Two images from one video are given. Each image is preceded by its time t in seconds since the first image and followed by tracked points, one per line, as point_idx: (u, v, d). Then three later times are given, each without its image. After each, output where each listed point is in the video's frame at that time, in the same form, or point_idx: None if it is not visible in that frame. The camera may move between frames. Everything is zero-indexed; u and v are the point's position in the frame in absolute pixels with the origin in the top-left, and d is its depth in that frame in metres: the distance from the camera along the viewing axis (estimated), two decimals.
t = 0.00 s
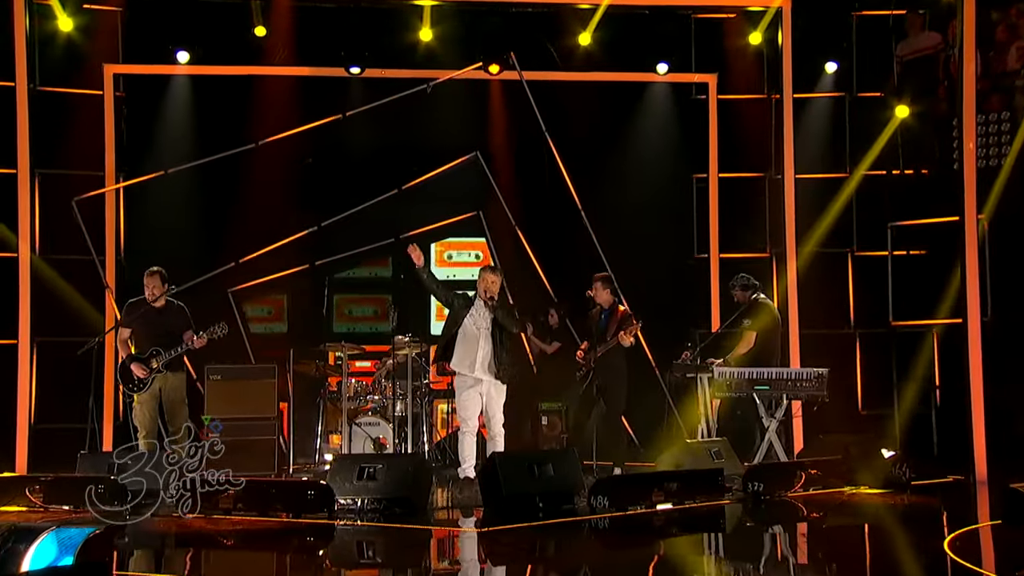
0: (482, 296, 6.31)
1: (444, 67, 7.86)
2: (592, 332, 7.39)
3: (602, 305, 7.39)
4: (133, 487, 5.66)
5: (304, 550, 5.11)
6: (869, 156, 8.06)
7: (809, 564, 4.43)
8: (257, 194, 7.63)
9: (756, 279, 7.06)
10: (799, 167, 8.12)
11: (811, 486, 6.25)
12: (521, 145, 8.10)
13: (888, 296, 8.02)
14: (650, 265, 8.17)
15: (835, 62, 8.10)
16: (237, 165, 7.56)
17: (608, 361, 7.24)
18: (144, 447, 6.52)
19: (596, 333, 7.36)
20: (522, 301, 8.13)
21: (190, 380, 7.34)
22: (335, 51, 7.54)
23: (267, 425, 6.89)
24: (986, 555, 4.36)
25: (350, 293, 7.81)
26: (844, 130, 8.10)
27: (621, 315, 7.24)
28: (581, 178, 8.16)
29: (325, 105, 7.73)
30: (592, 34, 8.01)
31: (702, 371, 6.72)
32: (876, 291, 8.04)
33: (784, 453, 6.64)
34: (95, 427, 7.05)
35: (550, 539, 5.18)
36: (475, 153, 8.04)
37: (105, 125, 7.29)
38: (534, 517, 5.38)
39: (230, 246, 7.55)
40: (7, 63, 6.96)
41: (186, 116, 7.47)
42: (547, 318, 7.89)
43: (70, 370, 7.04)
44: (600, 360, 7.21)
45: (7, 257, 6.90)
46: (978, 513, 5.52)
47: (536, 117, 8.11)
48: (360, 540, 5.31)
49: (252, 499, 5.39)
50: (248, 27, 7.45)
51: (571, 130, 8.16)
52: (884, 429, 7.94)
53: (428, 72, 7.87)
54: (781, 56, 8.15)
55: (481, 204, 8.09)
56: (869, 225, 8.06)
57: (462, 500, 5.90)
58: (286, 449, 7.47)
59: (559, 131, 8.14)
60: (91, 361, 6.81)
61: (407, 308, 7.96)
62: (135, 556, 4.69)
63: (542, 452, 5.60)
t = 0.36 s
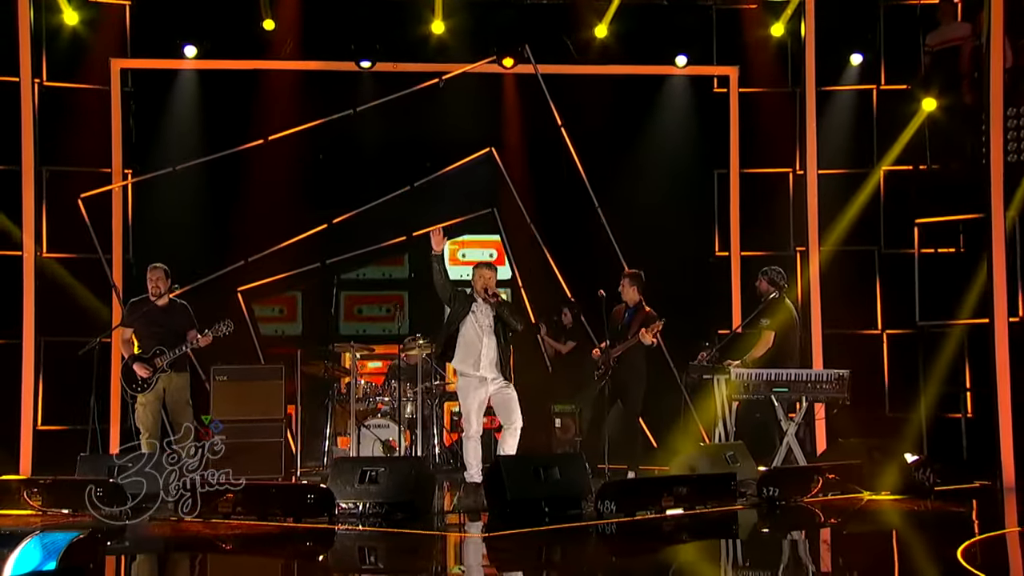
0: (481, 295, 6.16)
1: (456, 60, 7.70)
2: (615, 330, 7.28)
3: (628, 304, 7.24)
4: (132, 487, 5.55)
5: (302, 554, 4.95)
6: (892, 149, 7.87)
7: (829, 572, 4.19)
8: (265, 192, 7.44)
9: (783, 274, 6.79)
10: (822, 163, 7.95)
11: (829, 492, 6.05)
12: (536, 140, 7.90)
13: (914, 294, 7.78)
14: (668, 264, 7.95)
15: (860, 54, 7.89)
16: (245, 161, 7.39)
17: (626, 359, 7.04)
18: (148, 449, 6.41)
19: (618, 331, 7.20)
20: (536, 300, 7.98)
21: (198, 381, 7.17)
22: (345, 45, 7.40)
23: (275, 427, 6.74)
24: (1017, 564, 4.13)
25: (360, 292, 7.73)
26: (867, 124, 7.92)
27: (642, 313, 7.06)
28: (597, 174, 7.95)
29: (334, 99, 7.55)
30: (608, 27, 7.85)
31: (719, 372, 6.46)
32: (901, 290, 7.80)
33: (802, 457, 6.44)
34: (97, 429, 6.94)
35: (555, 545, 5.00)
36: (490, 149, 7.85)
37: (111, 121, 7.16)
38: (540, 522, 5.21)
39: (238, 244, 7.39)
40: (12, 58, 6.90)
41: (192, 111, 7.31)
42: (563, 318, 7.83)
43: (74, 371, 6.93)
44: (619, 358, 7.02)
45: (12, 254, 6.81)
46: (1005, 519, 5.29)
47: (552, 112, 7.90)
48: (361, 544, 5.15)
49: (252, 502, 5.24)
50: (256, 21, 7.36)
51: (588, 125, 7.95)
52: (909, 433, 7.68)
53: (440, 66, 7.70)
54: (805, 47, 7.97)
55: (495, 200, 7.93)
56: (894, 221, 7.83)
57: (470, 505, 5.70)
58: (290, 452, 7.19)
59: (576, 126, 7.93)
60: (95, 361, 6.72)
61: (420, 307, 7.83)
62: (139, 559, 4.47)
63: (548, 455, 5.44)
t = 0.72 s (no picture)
0: (498, 292, 5.92)
1: (468, 52, 7.53)
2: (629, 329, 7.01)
3: (645, 305, 6.99)
4: (132, 487, 5.48)
5: (300, 557, 4.81)
6: (917, 144, 7.64)
7: None
8: (274, 188, 7.31)
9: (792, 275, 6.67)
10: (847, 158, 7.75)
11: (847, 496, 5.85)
12: (550, 134, 7.72)
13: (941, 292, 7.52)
14: (687, 263, 7.74)
15: (886, 45, 7.68)
16: (254, 157, 7.26)
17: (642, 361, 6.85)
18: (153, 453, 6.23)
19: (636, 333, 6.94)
20: (554, 300, 7.80)
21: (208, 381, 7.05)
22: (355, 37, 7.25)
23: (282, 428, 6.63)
24: None
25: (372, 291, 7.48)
26: (892, 119, 7.70)
27: (663, 315, 6.83)
28: (615, 170, 7.75)
29: (344, 94, 7.40)
30: (625, 18, 7.64)
31: (735, 372, 6.24)
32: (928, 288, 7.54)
33: (822, 460, 6.27)
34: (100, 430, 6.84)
35: (561, 550, 4.83)
36: (505, 143, 7.67)
37: (119, 116, 7.04)
38: (546, 526, 5.05)
39: (248, 242, 7.27)
40: (18, 52, 6.82)
41: (200, 105, 7.17)
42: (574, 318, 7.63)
43: (78, 371, 6.84)
44: (633, 360, 6.83)
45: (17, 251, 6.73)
46: None
47: (568, 106, 7.71)
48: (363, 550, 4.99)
49: (252, 506, 5.11)
50: (264, 14, 7.23)
51: (605, 119, 7.75)
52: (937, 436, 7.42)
53: (452, 59, 7.52)
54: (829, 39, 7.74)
55: (510, 196, 7.75)
56: (920, 217, 7.62)
57: (475, 509, 5.53)
58: (298, 452, 7.05)
59: (592, 120, 7.73)
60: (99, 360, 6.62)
61: (433, 308, 7.65)
62: (148, 562, 4.40)
63: (555, 457, 5.25)
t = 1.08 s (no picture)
0: (515, 289, 5.73)
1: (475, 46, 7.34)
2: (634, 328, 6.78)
3: (649, 304, 6.79)
4: (132, 487, 5.41)
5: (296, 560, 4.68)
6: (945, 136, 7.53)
7: None
8: (282, 184, 7.16)
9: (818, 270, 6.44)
10: (871, 152, 7.57)
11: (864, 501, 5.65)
12: (565, 128, 7.55)
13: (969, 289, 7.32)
14: (706, 260, 7.55)
15: (912, 35, 7.51)
16: (263, 153, 7.12)
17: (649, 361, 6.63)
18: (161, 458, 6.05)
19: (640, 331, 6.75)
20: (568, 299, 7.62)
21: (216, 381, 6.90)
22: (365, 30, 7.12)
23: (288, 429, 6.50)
24: None
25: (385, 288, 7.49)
26: (918, 110, 7.55)
27: (666, 317, 6.69)
28: (632, 165, 7.56)
29: (354, 87, 7.26)
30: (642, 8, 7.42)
31: (752, 373, 6.04)
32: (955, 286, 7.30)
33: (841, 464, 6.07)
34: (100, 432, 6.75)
35: (564, 553, 4.67)
36: (519, 138, 7.51)
37: (126, 112, 6.93)
38: (551, 530, 4.89)
39: (255, 241, 7.12)
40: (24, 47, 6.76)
41: (208, 100, 7.06)
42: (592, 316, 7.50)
43: (81, 373, 6.77)
44: (640, 360, 6.65)
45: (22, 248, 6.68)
46: None
47: (584, 100, 7.53)
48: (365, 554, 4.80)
49: (250, 509, 5.00)
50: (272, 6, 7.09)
51: (622, 112, 7.56)
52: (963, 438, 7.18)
53: (464, 51, 7.35)
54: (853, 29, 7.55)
55: (523, 192, 7.60)
56: (948, 214, 7.51)
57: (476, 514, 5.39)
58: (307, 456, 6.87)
59: (608, 113, 7.55)
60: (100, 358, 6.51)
61: (446, 305, 7.58)
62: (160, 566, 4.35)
63: (560, 460, 5.09)
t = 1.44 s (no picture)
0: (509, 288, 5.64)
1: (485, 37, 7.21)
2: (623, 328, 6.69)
3: (639, 304, 6.68)
4: (131, 488, 5.20)
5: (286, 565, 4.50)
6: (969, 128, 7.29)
7: None
8: (285, 179, 7.02)
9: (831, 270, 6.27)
10: (892, 145, 7.33)
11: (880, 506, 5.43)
12: (575, 122, 7.35)
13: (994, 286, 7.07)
14: (721, 257, 7.33)
15: (935, 24, 7.27)
16: (266, 148, 6.99)
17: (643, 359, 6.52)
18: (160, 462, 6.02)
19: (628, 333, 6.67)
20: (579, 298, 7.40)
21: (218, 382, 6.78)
22: (371, 21, 6.96)
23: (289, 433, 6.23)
24: None
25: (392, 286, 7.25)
26: (943, 102, 7.30)
27: (658, 316, 6.55)
28: (645, 159, 7.36)
29: (359, 81, 7.11)
30: None
31: (767, 372, 5.84)
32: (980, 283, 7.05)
33: (857, 468, 5.85)
34: (95, 435, 6.61)
35: (564, 558, 4.49)
36: (530, 133, 7.32)
37: (130, 105, 6.82)
38: (553, 536, 4.72)
39: (257, 237, 6.98)
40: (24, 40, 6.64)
41: (212, 94, 6.94)
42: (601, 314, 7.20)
43: (79, 375, 6.63)
44: (634, 362, 6.55)
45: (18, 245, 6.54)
46: None
47: (596, 93, 7.33)
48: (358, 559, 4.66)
49: (243, 515, 4.86)
50: None
51: (634, 105, 7.36)
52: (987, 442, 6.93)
53: (472, 43, 7.18)
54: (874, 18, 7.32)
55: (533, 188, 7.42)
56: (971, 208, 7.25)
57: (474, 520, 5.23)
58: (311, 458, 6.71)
59: (620, 106, 7.35)
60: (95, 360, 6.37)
61: (455, 304, 7.34)
62: None
63: (562, 463, 4.92)
